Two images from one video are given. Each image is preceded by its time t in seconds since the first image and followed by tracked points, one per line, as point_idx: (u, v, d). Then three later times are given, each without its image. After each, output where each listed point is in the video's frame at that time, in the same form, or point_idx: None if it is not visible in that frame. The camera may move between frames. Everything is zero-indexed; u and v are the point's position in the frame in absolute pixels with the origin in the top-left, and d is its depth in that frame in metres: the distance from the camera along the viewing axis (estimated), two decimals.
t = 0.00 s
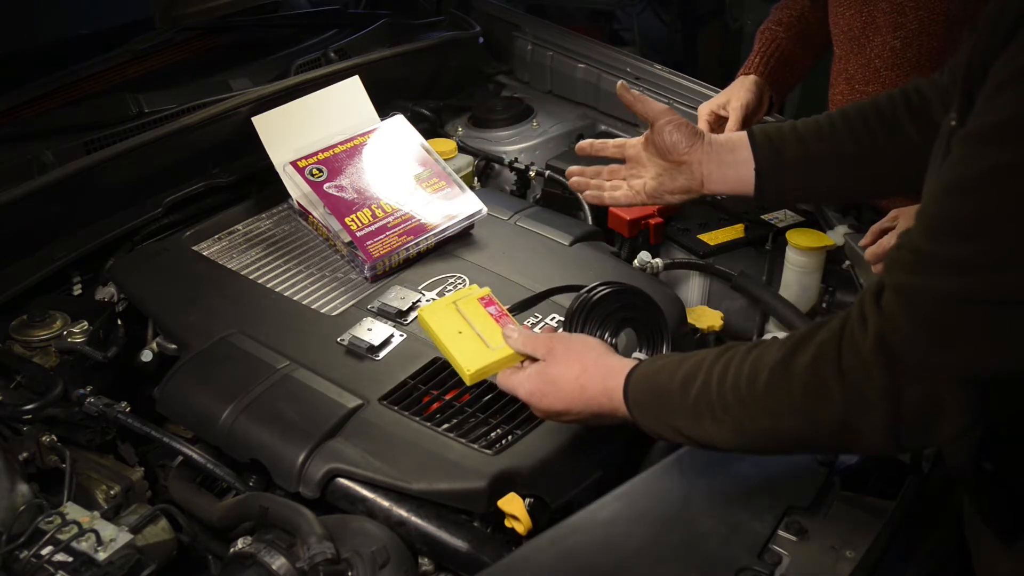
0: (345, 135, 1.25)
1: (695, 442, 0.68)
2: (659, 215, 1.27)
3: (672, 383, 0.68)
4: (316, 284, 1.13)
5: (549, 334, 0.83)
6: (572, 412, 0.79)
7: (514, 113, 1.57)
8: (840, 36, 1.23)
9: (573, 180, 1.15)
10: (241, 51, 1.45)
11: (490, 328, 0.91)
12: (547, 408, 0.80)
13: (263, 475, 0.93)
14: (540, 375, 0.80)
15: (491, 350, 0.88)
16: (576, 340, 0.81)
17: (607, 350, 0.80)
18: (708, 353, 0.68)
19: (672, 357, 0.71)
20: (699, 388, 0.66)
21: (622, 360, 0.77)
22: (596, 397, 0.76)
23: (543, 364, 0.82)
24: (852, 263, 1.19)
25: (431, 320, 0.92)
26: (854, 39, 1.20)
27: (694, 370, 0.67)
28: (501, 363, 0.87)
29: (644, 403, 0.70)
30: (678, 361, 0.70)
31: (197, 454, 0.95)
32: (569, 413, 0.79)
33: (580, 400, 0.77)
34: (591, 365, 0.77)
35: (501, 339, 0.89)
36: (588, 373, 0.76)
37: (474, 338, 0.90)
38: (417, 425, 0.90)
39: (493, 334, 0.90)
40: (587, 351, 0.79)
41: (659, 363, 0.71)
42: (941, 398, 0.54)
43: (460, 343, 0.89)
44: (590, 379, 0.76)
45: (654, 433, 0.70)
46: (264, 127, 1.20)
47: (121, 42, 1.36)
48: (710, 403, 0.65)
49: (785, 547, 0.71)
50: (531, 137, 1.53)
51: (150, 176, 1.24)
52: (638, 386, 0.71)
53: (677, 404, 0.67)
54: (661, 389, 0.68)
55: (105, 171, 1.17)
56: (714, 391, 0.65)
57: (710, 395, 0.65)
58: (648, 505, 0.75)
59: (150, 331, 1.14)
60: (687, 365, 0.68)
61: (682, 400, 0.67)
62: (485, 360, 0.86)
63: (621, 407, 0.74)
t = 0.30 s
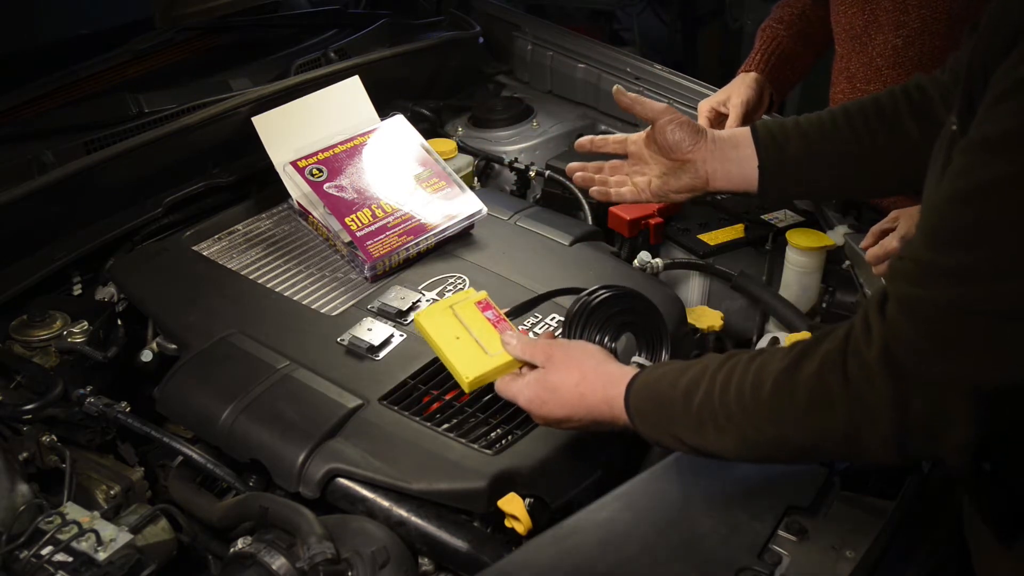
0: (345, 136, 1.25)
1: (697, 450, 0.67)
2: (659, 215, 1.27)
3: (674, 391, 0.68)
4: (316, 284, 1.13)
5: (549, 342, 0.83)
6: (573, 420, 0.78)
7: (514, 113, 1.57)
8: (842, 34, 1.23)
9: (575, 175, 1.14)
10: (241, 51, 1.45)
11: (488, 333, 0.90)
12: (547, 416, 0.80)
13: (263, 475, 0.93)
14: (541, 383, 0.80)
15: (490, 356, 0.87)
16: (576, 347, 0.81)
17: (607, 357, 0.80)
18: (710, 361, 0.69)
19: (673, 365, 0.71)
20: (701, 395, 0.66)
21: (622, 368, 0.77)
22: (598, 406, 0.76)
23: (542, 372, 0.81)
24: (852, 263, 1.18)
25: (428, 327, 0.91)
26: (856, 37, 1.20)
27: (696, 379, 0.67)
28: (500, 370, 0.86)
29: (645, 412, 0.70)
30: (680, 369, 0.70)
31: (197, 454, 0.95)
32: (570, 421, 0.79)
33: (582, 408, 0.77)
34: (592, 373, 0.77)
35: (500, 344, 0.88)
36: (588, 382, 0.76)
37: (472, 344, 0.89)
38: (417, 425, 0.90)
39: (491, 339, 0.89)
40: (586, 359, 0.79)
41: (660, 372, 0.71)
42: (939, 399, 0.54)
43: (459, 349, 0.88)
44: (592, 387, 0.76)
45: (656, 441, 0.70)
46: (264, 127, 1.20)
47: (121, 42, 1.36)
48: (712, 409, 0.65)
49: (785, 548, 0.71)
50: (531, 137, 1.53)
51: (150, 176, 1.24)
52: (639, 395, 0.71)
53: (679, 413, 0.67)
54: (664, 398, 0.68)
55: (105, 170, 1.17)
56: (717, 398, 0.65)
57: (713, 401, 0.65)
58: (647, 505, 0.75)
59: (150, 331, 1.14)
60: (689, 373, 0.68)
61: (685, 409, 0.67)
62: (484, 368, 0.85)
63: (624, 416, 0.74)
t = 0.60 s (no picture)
0: (345, 136, 1.25)
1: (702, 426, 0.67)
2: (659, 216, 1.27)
3: (685, 362, 0.67)
4: (316, 284, 1.13)
5: (577, 306, 0.80)
6: (588, 383, 0.75)
7: (514, 113, 1.57)
8: (845, 32, 1.23)
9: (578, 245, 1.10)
10: (241, 51, 1.46)
11: (528, 292, 0.93)
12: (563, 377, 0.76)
13: (263, 475, 0.93)
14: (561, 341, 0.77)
15: (522, 312, 0.90)
16: (601, 311, 0.78)
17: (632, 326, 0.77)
18: (723, 339, 0.68)
19: (690, 338, 0.70)
20: (710, 369, 0.65)
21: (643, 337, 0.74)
22: (613, 369, 0.73)
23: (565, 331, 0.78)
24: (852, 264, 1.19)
25: (472, 278, 0.97)
26: (859, 34, 1.20)
27: (709, 354, 0.67)
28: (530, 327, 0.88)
29: (658, 381, 0.68)
30: (695, 343, 0.69)
31: (197, 454, 0.95)
32: (584, 386, 0.76)
33: (597, 370, 0.73)
34: (614, 337, 0.74)
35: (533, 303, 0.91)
36: (610, 344, 0.74)
37: (510, 299, 0.92)
38: (417, 425, 0.90)
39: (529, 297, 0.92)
40: (611, 325, 0.76)
41: (675, 343, 0.70)
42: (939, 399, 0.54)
43: (496, 302, 0.93)
44: (611, 349, 0.73)
45: (663, 412, 0.69)
46: (264, 127, 1.20)
47: (121, 42, 1.36)
48: (719, 387, 0.65)
49: (785, 547, 0.71)
50: (531, 137, 1.53)
51: (150, 176, 1.24)
52: (654, 360, 0.69)
53: (686, 385, 0.67)
54: (673, 368, 0.68)
55: (105, 170, 1.17)
56: (726, 374, 0.64)
57: (721, 380, 0.64)
58: (647, 505, 0.75)
59: (150, 331, 1.14)
60: (700, 348, 0.68)
61: (694, 382, 0.66)
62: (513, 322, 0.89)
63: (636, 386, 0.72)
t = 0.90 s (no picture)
0: (345, 136, 1.25)
1: (671, 356, 0.66)
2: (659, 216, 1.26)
3: (669, 289, 0.66)
4: (316, 284, 1.13)
5: (580, 204, 0.83)
6: (566, 276, 0.78)
7: (514, 113, 1.57)
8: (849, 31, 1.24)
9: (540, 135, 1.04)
10: (241, 51, 1.46)
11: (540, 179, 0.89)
12: (546, 264, 0.80)
13: (263, 475, 0.93)
14: (552, 228, 0.80)
15: (529, 192, 0.85)
16: (596, 213, 0.81)
17: (623, 232, 0.79)
18: (716, 277, 0.66)
19: (680, 266, 0.69)
20: (694, 303, 0.64)
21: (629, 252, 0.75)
22: (591, 271, 0.74)
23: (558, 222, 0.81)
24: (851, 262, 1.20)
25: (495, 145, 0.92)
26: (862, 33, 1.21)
27: (698, 285, 0.65)
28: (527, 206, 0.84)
29: (635, 299, 0.68)
30: (684, 270, 0.68)
31: (197, 454, 0.95)
32: (564, 278, 0.78)
33: (578, 267, 0.75)
34: (601, 238, 0.76)
35: (541, 189, 0.87)
36: (596, 243, 0.75)
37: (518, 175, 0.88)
38: (416, 425, 0.90)
39: (539, 181, 0.89)
40: (600, 230, 0.78)
41: (660, 265, 0.69)
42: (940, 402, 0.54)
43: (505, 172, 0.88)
44: (593, 253, 0.74)
45: (631, 330, 0.69)
46: (264, 127, 1.20)
47: (121, 42, 1.36)
48: (698, 322, 0.63)
49: (785, 548, 0.71)
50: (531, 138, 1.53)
51: (150, 176, 1.24)
52: (637, 276, 0.69)
53: (662, 315, 0.66)
54: (653, 295, 0.66)
55: (105, 170, 1.17)
56: (710, 308, 0.63)
57: (702, 315, 0.63)
58: (647, 505, 0.75)
59: (150, 331, 1.14)
60: (687, 279, 0.66)
61: (671, 311, 0.65)
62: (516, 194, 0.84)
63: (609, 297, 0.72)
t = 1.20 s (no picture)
0: (345, 135, 1.26)
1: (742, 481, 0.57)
2: (658, 216, 1.27)
3: (722, 410, 0.57)
4: (316, 284, 1.13)
5: (529, 346, 0.67)
6: (561, 434, 0.64)
7: (514, 113, 1.57)
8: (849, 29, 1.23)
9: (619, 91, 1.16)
10: (242, 51, 1.46)
11: (442, 334, 0.78)
12: (532, 430, 0.65)
13: (263, 475, 0.93)
14: (522, 389, 0.65)
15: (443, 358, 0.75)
16: (559, 348, 0.65)
17: (598, 359, 0.65)
18: (763, 372, 0.58)
19: (711, 374, 0.60)
20: (759, 418, 0.55)
21: (630, 372, 0.63)
22: (600, 415, 0.61)
23: (521, 377, 0.66)
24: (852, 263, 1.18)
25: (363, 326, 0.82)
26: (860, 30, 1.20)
27: (749, 396, 0.56)
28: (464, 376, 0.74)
29: (683, 434, 0.58)
30: (720, 383, 0.58)
31: (197, 455, 0.95)
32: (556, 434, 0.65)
33: (577, 418, 0.62)
34: (590, 377, 0.62)
35: (456, 344, 0.76)
36: (587, 388, 0.62)
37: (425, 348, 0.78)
38: (417, 425, 0.90)
39: (444, 337, 0.78)
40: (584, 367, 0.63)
41: (691, 382, 0.59)
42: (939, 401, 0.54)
43: (410, 356, 0.77)
44: (593, 395, 0.62)
45: (678, 464, 0.60)
46: (264, 127, 1.20)
47: (121, 42, 1.36)
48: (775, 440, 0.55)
49: (785, 547, 0.72)
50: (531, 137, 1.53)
51: (150, 176, 1.24)
52: (671, 406, 0.59)
53: (723, 437, 0.57)
54: (708, 422, 0.57)
55: (105, 170, 1.17)
56: (780, 422, 0.54)
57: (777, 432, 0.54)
58: (647, 505, 0.75)
59: (150, 331, 1.14)
60: (737, 386, 0.57)
61: (733, 436, 0.56)
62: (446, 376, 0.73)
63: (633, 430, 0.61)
